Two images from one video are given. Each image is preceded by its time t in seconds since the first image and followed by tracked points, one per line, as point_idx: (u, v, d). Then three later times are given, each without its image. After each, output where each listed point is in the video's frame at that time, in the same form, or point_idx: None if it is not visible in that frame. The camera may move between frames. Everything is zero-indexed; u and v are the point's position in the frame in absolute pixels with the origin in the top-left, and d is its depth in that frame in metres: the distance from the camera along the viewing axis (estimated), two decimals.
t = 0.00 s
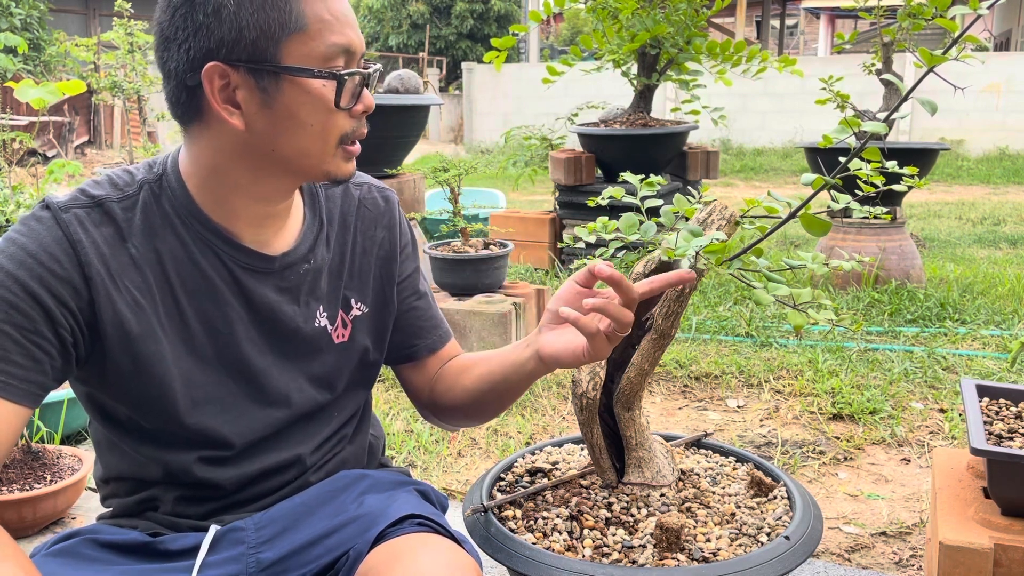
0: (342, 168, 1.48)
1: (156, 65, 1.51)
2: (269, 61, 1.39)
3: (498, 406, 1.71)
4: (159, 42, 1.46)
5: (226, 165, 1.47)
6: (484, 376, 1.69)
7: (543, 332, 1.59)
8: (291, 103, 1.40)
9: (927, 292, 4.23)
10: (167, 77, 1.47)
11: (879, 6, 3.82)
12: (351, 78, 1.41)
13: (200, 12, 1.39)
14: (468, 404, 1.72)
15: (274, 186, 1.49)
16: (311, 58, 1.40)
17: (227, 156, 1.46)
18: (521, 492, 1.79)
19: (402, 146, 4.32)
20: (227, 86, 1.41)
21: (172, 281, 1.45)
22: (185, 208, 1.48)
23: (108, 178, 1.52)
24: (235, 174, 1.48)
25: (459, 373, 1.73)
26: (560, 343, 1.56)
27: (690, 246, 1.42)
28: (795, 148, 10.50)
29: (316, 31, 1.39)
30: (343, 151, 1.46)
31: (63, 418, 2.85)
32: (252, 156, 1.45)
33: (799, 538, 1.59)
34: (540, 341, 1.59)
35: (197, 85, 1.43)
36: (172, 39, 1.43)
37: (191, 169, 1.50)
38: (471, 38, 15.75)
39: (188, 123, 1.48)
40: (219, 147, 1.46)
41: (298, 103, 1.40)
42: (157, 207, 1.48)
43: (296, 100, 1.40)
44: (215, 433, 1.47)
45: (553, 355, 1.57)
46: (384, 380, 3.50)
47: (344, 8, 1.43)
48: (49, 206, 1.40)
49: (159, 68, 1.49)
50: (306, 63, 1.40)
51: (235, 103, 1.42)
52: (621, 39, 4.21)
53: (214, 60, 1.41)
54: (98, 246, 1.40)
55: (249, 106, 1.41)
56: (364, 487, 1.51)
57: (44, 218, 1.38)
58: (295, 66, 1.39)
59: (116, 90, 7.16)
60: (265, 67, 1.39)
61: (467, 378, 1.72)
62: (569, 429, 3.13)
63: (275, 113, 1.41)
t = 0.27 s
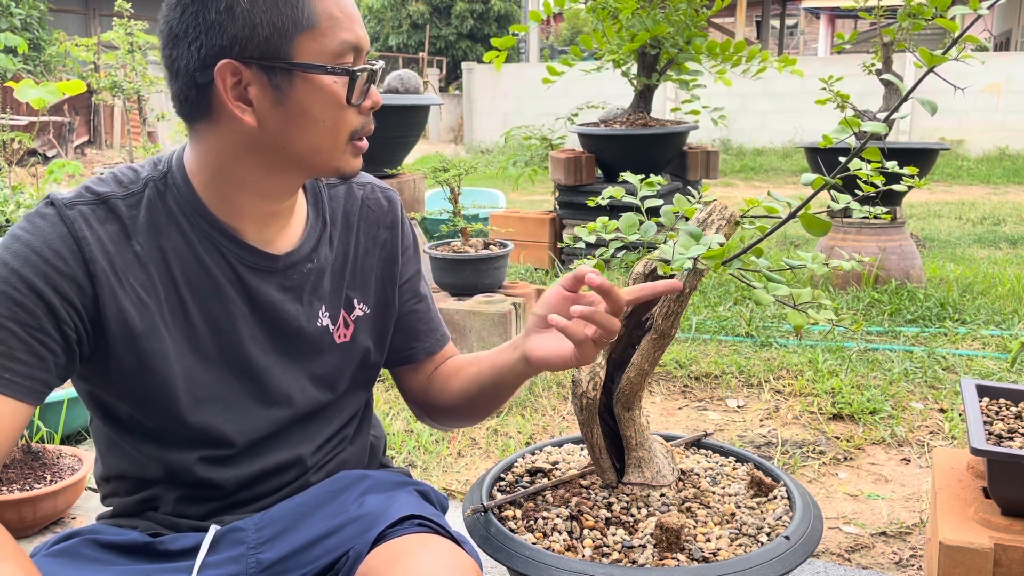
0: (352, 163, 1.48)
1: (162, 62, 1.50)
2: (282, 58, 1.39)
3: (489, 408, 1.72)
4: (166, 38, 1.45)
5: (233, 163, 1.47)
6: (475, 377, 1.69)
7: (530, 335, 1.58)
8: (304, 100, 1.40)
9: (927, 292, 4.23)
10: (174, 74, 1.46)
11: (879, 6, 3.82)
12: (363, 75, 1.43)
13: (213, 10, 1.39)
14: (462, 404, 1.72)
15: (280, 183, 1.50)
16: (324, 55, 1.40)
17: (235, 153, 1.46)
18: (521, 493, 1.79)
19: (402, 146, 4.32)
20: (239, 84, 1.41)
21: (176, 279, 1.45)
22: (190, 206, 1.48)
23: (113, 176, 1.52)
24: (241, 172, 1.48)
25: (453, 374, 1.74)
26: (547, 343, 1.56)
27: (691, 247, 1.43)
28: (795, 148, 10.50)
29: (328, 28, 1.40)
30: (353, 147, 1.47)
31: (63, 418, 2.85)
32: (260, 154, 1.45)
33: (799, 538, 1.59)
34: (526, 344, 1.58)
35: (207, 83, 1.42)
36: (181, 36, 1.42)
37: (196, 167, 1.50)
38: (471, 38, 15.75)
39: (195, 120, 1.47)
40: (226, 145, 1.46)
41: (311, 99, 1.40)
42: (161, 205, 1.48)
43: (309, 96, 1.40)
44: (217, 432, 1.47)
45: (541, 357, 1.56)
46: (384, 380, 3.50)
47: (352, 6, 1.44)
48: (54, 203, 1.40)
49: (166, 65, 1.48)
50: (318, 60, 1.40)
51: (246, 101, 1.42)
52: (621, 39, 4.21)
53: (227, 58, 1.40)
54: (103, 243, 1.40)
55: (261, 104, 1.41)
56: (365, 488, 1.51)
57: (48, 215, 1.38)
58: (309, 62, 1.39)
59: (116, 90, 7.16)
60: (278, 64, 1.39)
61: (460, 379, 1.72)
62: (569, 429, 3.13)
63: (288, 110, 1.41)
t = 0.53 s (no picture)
0: (368, 142, 1.49)
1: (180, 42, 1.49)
2: (306, 34, 1.40)
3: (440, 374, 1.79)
4: (186, 16, 1.45)
5: (251, 143, 1.46)
6: (432, 341, 1.76)
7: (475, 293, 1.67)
8: (326, 77, 1.41)
9: (927, 292, 4.23)
10: (194, 52, 1.45)
11: (879, 6, 3.82)
12: (381, 53, 1.45)
13: None
14: (423, 370, 1.77)
15: (297, 165, 1.50)
16: (344, 32, 1.42)
17: (253, 133, 1.45)
18: (521, 492, 1.79)
19: (402, 146, 4.32)
20: (262, 60, 1.41)
21: (192, 260, 1.44)
22: (207, 188, 1.48)
23: (127, 159, 1.50)
24: (260, 153, 1.47)
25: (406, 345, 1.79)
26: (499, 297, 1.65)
27: (691, 247, 1.43)
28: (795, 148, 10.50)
29: (349, 6, 1.42)
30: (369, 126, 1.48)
31: (63, 418, 2.85)
32: (280, 133, 1.45)
33: (799, 538, 1.59)
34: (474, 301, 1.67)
35: (229, 60, 1.41)
36: (203, 13, 1.42)
37: (212, 148, 1.49)
38: (471, 39, 15.75)
39: (213, 99, 1.47)
40: (245, 124, 1.45)
41: (333, 76, 1.41)
42: (177, 186, 1.47)
43: (331, 73, 1.41)
44: (228, 417, 1.46)
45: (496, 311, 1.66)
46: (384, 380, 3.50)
47: None
48: (69, 184, 1.38)
49: (184, 45, 1.47)
50: (339, 37, 1.41)
51: (269, 77, 1.41)
52: (621, 39, 4.21)
53: (250, 34, 1.40)
54: (120, 224, 1.39)
55: (284, 80, 1.41)
56: (365, 488, 1.51)
57: (64, 195, 1.36)
58: (331, 39, 1.40)
59: (115, 90, 7.17)
60: (302, 40, 1.39)
61: (416, 347, 1.77)
62: (569, 429, 3.13)
63: (310, 87, 1.41)
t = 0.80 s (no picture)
0: (383, 133, 1.51)
1: (208, 30, 1.50)
2: (334, 22, 1.41)
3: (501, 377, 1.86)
4: (218, 3, 1.46)
5: (276, 128, 1.46)
6: (504, 348, 1.83)
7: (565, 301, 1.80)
8: (352, 65, 1.43)
9: (927, 292, 4.23)
10: (223, 39, 1.46)
11: (879, 6, 3.82)
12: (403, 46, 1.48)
13: None
14: (489, 371, 1.84)
15: (318, 155, 1.51)
16: (369, 23, 1.44)
17: (278, 118, 1.46)
18: (521, 493, 1.79)
19: (402, 146, 4.31)
20: (291, 45, 1.41)
21: (215, 247, 1.44)
22: (229, 175, 1.47)
23: (149, 149, 1.50)
24: (284, 139, 1.47)
25: (474, 345, 1.85)
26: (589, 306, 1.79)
27: (690, 247, 1.43)
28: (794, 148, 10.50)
29: None
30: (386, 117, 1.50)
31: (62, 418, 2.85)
32: (303, 120, 1.46)
33: (799, 538, 1.59)
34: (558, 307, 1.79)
35: (259, 45, 1.42)
36: None
37: (236, 135, 1.49)
38: (471, 38, 15.75)
39: (240, 86, 1.47)
40: (271, 110, 1.45)
41: (358, 65, 1.43)
42: (201, 174, 1.47)
43: (357, 62, 1.43)
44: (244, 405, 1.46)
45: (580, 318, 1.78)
46: (384, 380, 3.50)
47: None
48: (98, 172, 1.37)
49: (213, 32, 1.48)
50: (365, 27, 1.44)
51: (296, 62, 1.42)
52: (621, 39, 4.21)
53: (281, 18, 1.40)
54: (151, 209, 1.38)
55: (311, 65, 1.42)
56: (367, 487, 1.50)
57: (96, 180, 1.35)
58: (358, 28, 1.43)
59: (115, 90, 7.17)
60: (330, 27, 1.41)
61: (486, 347, 1.84)
62: (569, 429, 3.13)
63: (335, 74, 1.43)
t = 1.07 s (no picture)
0: (389, 137, 1.51)
1: (222, 31, 1.50)
2: (345, 25, 1.42)
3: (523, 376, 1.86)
4: (232, 5, 1.47)
5: (286, 129, 1.47)
6: (528, 347, 1.82)
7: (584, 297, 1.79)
8: (361, 67, 1.43)
9: (927, 292, 4.23)
10: (236, 39, 1.46)
11: (879, 6, 3.82)
12: (413, 50, 1.47)
13: None
14: (515, 369, 1.84)
15: (326, 156, 1.51)
16: (380, 27, 1.44)
17: (288, 118, 1.46)
18: (521, 493, 1.79)
19: (402, 146, 4.31)
20: (302, 47, 1.42)
21: (224, 244, 1.44)
22: (239, 174, 1.48)
23: (160, 147, 1.50)
24: (293, 140, 1.48)
25: (497, 345, 1.85)
26: (609, 300, 1.78)
27: (690, 247, 1.43)
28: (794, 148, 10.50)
29: (385, 4, 1.46)
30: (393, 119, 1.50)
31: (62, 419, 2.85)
32: (312, 122, 1.46)
33: (799, 538, 1.59)
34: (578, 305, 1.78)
35: (271, 46, 1.43)
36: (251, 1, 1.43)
37: (245, 135, 1.49)
38: (471, 38, 15.75)
39: (251, 85, 1.47)
40: (281, 110, 1.46)
41: (368, 67, 1.43)
42: (211, 172, 1.47)
43: (366, 64, 1.43)
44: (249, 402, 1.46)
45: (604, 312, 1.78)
46: (385, 380, 3.50)
47: None
48: (111, 167, 1.38)
49: (227, 33, 1.49)
50: (375, 31, 1.44)
51: (307, 64, 1.42)
52: (621, 39, 4.21)
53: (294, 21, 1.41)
54: (162, 205, 1.39)
55: (321, 67, 1.42)
56: (366, 486, 1.50)
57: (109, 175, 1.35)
58: (368, 31, 1.43)
59: (115, 90, 7.17)
60: (341, 30, 1.41)
61: (510, 346, 1.83)
62: (569, 429, 3.13)
63: (345, 76, 1.43)
